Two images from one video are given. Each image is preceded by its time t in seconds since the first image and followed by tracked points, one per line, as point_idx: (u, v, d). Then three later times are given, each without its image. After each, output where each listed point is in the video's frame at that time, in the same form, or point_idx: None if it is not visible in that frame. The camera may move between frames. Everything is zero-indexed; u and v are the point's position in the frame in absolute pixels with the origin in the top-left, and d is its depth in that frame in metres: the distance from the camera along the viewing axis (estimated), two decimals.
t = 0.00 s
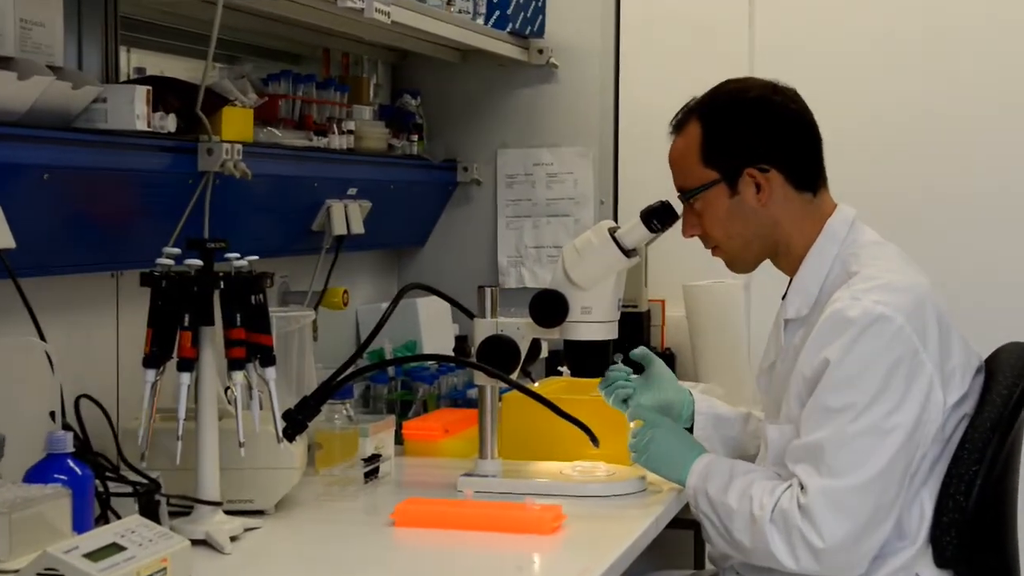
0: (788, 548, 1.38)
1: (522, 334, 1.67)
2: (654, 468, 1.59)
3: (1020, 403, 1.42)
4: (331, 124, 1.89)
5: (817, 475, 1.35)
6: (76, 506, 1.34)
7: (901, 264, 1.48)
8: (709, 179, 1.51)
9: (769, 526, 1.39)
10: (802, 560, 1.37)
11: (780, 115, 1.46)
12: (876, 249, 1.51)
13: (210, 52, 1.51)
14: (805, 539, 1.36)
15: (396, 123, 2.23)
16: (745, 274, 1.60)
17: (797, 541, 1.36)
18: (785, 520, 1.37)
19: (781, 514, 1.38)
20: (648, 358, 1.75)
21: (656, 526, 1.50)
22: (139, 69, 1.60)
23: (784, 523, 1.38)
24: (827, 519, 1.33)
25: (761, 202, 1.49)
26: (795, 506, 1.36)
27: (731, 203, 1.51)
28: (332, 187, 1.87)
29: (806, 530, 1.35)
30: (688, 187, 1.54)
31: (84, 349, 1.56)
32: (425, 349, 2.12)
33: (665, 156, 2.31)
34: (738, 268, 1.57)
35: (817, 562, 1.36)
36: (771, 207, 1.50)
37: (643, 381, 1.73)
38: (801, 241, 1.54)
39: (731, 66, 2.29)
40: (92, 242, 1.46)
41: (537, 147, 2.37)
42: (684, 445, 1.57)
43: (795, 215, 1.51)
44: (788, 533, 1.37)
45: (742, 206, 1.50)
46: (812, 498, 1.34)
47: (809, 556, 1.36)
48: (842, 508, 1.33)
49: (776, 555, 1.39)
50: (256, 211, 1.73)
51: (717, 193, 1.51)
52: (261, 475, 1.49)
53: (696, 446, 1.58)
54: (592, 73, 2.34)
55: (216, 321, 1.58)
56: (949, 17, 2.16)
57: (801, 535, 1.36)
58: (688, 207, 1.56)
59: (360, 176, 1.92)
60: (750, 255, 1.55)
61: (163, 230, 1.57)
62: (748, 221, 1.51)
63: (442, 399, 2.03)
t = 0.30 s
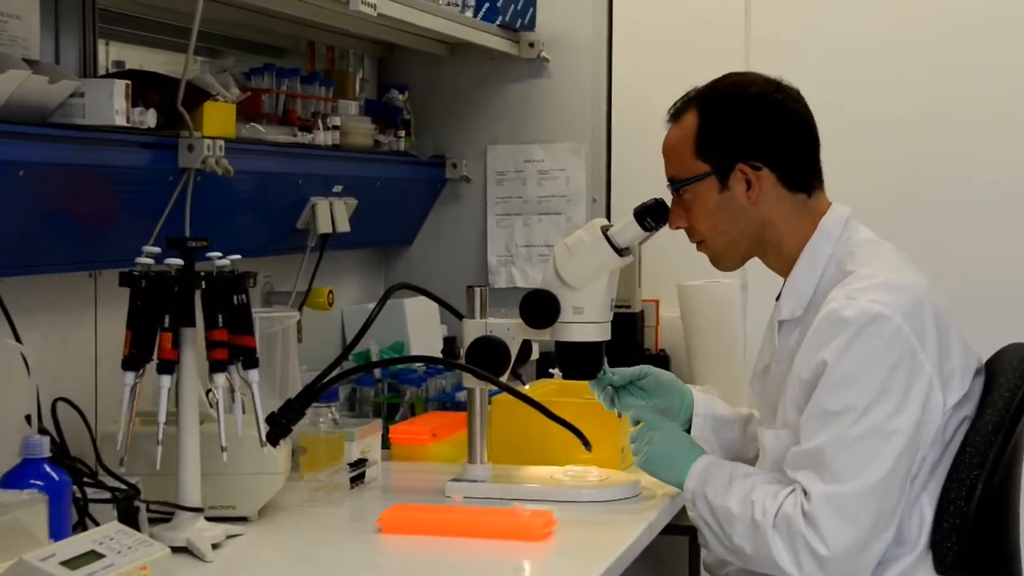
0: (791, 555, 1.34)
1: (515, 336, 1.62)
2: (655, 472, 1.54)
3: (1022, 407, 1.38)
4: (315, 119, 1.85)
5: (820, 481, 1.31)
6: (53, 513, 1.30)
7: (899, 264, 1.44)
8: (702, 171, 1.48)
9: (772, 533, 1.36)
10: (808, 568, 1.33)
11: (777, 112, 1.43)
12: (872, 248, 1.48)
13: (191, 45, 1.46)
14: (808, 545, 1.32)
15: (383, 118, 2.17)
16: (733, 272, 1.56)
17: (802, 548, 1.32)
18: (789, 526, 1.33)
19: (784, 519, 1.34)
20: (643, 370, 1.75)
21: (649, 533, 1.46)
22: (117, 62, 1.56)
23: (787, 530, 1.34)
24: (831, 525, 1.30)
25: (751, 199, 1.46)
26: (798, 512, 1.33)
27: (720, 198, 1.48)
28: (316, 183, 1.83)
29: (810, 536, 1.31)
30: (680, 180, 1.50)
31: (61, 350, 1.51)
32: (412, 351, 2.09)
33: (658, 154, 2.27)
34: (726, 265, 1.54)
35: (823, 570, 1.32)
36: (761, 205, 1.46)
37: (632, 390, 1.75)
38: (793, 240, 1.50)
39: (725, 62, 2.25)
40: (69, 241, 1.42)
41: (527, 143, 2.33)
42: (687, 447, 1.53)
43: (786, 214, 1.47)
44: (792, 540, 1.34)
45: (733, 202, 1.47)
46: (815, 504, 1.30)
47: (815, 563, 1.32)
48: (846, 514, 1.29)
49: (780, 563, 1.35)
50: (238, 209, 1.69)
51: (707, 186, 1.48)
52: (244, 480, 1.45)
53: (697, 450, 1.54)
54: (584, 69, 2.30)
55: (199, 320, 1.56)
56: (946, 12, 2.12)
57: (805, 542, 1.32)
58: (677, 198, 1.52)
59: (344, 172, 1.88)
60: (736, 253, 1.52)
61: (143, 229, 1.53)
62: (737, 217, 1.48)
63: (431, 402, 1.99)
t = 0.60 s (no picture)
0: (842, 565, 1.25)
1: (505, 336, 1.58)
2: (651, 493, 1.43)
3: None
4: (301, 115, 1.82)
5: (860, 485, 1.24)
6: (31, 518, 1.26)
7: (898, 264, 1.40)
8: (698, 169, 1.44)
9: (813, 544, 1.26)
10: None
11: (774, 107, 1.39)
12: (870, 246, 1.44)
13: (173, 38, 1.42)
14: (862, 552, 1.23)
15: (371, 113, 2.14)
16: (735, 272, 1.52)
17: (852, 555, 1.24)
18: (836, 536, 1.24)
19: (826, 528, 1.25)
20: (643, 389, 1.69)
21: (643, 539, 1.42)
22: (97, 56, 1.52)
23: (834, 539, 1.24)
24: (885, 528, 1.22)
25: (751, 195, 1.42)
26: (846, 518, 1.23)
27: (719, 196, 1.44)
28: (303, 180, 1.80)
29: (864, 542, 1.23)
30: (676, 178, 1.46)
31: (39, 352, 1.48)
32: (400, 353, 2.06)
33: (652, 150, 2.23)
34: (728, 266, 1.50)
35: None
36: (761, 201, 1.43)
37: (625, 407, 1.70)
38: (791, 239, 1.46)
39: (720, 56, 2.21)
40: (47, 240, 1.38)
41: (519, 140, 2.30)
42: (673, 459, 1.44)
43: (785, 210, 1.44)
44: (843, 550, 1.24)
45: (732, 199, 1.43)
46: (866, 507, 1.22)
47: (867, 570, 1.24)
48: (898, 515, 1.22)
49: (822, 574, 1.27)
50: (222, 206, 1.65)
51: (706, 184, 1.44)
52: (227, 485, 1.41)
53: (679, 462, 1.46)
54: (576, 65, 2.26)
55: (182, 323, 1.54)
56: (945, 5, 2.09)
57: (857, 548, 1.23)
58: (674, 197, 1.49)
59: (331, 168, 1.84)
60: (737, 253, 1.48)
61: (125, 228, 1.49)
62: (736, 215, 1.44)
63: (420, 405, 1.95)
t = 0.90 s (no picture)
0: (803, 566, 1.23)
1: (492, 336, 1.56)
2: (593, 506, 1.35)
3: None
4: (287, 113, 1.79)
5: (824, 485, 1.23)
6: (10, 523, 1.22)
7: (895, 262, 1.37)
8: (701, 166, 1.40)
9: (773, 544, 1.24)
10: None
11: (769, 100, 1.38)
12: (867, 243, 1.42)
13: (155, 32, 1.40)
14: (822, 553, 1.22)
15: (359, 109, 2.11)
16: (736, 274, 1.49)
17: (812, 555, 1.22)
18: (795, 536, 1.22)
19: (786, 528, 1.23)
20: (626, 401, 1.62)
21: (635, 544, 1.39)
22: (79, 52, 1.49)
23: (795, 539, 1.23)
24: (846, 529, 1.21)
25: (759, 188, 1.39)
26: (808, 517, 1.22)
27: (724, 192, 1.40)
28: (289, 177, 1.77)
29: (824, 541, 1.22)
30: (682, 178, 1.42)
31: (20, 354, 1.45)
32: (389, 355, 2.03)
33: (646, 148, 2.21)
34: (733, 267, 1.46)
35: None
36: (769, 193, 1.40)
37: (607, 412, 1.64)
38: (793, 233, 1.44)
39: (714, 53, 2.18)
40: (28, 239, 1.36)
41: (510, 137, 2.27)
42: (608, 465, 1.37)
43: (789, 202, 1.42)
44: (801, 549, 1.23)
45: (739, 194, 1.40)
46: (828, 507, 1.22)
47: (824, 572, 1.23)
48: (860, 516, 1.21)
49: None
50: (207, 205, 1.62)
51: (711, 182, 1.40)
52: (212, 489, 1.38)
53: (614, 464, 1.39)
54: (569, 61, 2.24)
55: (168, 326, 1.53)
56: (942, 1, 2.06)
57: (818, 548, 1.22)
58: (681, 202, 1.44)
59: (317, 165, 1.82)
60: (744, 252, 1.44)
61: (108, 228, 1.46)
62: (744, 211, 1.41)
63: (408, 407, 1.93)
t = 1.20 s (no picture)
0: (782, 566, 1.22)
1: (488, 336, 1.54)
2: (565, 530, 1.33)
3: None
4: (279, 110, 1.77)
5: (805, 484, 1.22)
6: None
7: (890, 262, 1.35)
8: (689, 164, 1.39)
9: (756, 544, 1.23)
10: None
11: (766, 101, 1.36)
12: (863, 244, 1.40)
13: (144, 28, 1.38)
14: (803, 552, 1.21)
15: (351, 107, 2.09)
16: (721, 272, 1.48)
17: (795, 555, 1.21)
18: (776, 534, 1.22)
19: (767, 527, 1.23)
20: (610, 422, 1.59)
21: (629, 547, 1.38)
22: (67, 49, 1.47)
23: (777, 538, 1.22)
24: (828, 528, 1.20)
25: (741, 194, 1.38)
26: (788, 515, 1.22)
27: (708, 193, 1.39)
28: (280, 176, 1.76)
29: (805, 540, 1.21)
30: (665, 175, 1.42)
31: (7, 355, 1.43)
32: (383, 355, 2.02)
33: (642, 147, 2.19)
34: (712, 266, 1.45)
35: None
36: (752, 198, 1.38)
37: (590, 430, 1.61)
38: (780, 238, 1.42)
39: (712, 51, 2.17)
40: (16, 238, 1.34)
41: (504, 135, 2.25)
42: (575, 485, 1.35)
43: (777, 207, 1.40)
44: (783, 549, 1.22)
45: (722, 196, 1.39)
46: (810, 507, 1.21)
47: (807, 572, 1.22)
48: (843, 515, 1.20)
49: None
50: (198, 204, 1.61)
51: (695, 181, 1.39)
52: (203, 492, 1.37)
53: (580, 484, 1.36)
54: (565, 59, 2.22)
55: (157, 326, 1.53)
56: None
57: (799, 547, 1.21)
58: (664, 195, 1.43)
59: (307, 165, 1.80)
60: (724, 252, 1.43)
61: (98, 227, 1.45)
62: (725, 214, 1.40)
63: (402, 409, 1.91)
